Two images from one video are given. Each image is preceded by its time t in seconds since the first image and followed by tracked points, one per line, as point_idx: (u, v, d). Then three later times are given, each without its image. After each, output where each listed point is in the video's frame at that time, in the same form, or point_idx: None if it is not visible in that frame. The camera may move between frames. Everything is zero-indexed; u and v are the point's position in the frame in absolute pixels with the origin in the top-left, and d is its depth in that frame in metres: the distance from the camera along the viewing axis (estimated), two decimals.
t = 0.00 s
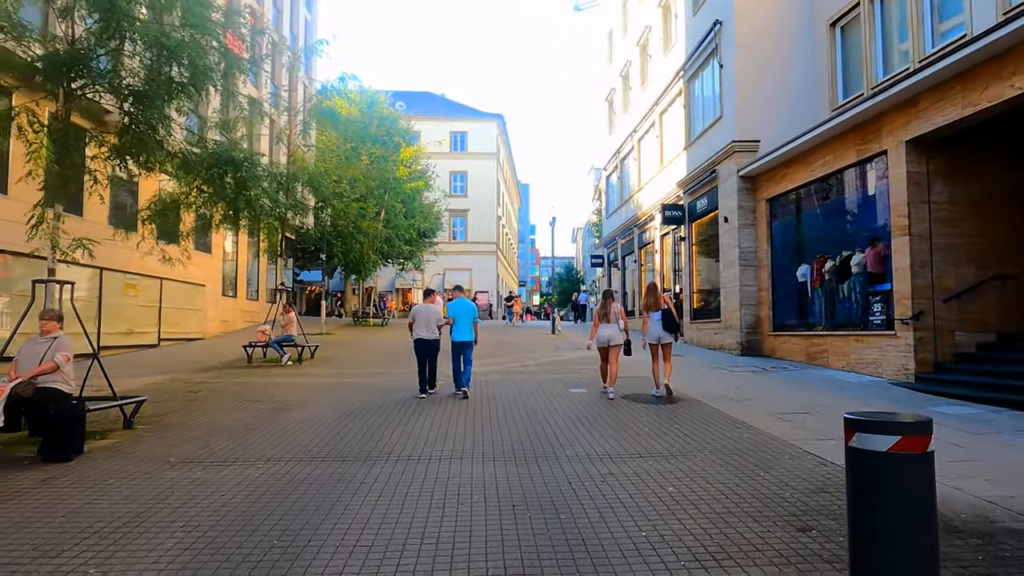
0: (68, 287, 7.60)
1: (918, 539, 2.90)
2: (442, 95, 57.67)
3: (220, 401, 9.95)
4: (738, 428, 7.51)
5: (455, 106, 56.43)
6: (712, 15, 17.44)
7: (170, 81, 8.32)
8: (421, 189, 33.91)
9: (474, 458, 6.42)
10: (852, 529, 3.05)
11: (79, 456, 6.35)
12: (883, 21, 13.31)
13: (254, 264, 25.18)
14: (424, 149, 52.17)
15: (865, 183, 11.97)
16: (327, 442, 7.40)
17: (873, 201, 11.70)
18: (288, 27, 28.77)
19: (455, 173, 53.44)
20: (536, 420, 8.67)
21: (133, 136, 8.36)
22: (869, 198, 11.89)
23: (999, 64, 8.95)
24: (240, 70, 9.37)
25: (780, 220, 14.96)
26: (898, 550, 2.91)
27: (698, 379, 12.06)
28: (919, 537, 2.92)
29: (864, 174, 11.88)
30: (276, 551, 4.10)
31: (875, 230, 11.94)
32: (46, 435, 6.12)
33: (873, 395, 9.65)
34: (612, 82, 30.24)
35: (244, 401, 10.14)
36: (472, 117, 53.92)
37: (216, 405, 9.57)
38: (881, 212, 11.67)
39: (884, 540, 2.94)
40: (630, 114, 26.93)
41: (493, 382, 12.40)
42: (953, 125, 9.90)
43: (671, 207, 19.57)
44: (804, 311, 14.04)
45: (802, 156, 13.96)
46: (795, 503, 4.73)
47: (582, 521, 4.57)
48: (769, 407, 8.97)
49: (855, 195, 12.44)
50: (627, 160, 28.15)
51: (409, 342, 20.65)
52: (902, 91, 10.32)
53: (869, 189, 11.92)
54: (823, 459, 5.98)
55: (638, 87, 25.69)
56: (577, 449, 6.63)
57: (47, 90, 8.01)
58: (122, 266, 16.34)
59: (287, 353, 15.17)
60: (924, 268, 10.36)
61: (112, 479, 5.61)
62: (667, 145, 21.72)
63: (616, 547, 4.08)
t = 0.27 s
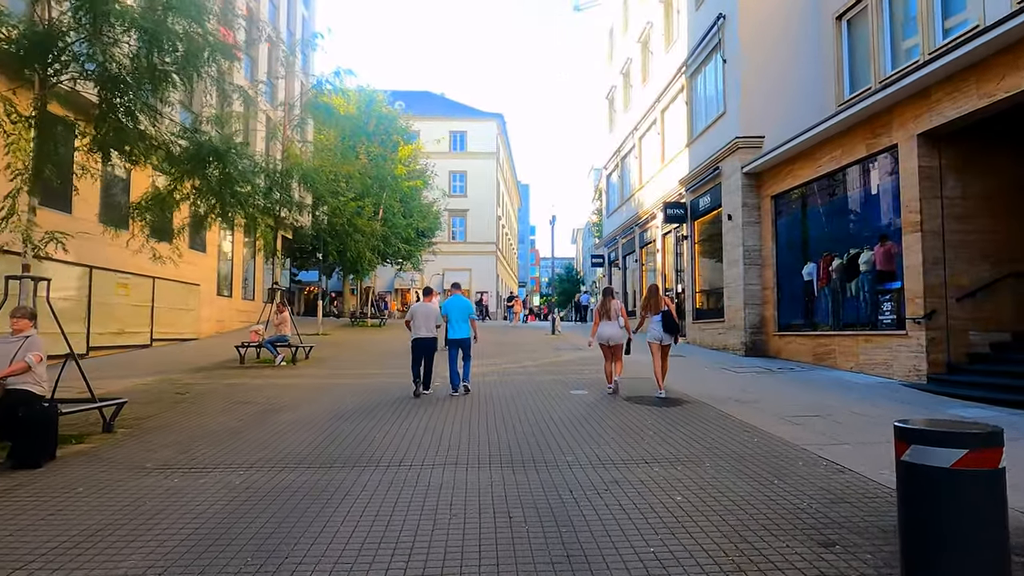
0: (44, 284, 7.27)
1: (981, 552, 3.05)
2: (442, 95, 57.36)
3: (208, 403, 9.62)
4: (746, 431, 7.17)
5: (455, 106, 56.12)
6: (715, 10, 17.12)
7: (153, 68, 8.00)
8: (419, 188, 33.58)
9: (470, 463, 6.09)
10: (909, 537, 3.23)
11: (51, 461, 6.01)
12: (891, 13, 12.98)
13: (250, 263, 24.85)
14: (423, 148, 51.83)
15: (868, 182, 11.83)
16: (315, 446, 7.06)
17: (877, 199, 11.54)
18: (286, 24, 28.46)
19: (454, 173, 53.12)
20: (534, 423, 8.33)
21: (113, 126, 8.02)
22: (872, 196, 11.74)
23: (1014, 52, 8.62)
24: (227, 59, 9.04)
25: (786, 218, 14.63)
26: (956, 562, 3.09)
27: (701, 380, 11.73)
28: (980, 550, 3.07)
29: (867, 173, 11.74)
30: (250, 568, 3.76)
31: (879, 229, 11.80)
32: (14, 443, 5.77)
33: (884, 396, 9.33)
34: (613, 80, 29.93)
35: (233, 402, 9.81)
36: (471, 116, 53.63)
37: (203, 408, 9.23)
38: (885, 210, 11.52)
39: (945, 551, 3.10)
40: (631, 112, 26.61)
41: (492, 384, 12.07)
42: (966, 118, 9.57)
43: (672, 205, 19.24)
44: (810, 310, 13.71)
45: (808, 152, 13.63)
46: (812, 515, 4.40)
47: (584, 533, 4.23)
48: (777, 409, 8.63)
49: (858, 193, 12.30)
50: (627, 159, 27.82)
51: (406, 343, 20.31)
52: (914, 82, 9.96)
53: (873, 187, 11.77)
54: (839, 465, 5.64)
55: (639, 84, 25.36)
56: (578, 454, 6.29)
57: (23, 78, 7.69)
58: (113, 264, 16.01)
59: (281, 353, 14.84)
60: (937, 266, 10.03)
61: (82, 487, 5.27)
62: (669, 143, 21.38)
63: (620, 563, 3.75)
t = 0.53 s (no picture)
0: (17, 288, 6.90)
1: None
2: (442, 95, 57.04)
3: (196, 411, 9.26)
4: (757, 444, 6.79)
5: (455, 106, 55.77)
6: (719, 6, 16.78)
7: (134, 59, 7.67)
8: (418, 189, 33.22)
9: (465, 481, 5.70)
10: None
11: (20, 478, 5.64)
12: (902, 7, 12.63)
13: (246, 265, 24.49)
14: (423, 149, 51.51)
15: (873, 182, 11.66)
16: (303, 459, 6.69)
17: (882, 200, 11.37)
18: (283, 23, 28.13)
19: (455, 173, 52.78)
20: (534, 433, 7.96)
21: (92, 120, 7.64)
22: (877, 197, 11.57)
23: None
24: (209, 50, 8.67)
25: (792, 218, 14.27)
26: None
27: (707, 386, 11.36)
28: None
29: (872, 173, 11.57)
30: None
31: (883, 231, 11.64)
32: None
33: (899, 404, 8.96)
34: (615, 79, 29.56)
35: (222, 410, 9.45)
36: (472, 117, 53.29)
37: (190, 416, 8.86)
38: (891, 212, 11.36)
39: None
40: (633, 111, 26.25)
41: (491, 389, 11.70)
42: (983, 114, 9.20)
43: (676, 205, 18.87)
44: (819, 313, 13.33)
45: (816, 151, 13.24)
46: (836, 547, 4.03)
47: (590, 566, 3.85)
48: (788, 418, 8.26)
49: (862, 195, 12.12)
50: (629, 159, 27.45)
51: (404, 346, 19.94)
52: (929, 76, 9.59)
53: (877, 188, 11.60)
54: (860, 483, 5.26)
55: (641, 83, 24.99)
56: (581, 471, 5.90)
57: None
58: (103, 266, 15.64)
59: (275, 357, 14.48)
60: (952, 268, 9.67)
61: (47, 508, 4.89)
62: (672, 142, 21.01)
63: None
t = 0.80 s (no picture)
0: None
1: None
2: (441, 95, 56.75)
3: (185, 412, 8.94)
4: (772, 446, 6.46)
5: (455, 106, 55.49)
6: None
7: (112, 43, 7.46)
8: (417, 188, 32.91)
9: (464, 487, 5.36)
10: None
11: None
12: None
13: (243, 264, 24.17)
14: (423, 148, 51.21)
15: (876, 181, 11.56)
16: (293, 462, 6.36)
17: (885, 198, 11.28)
18: (281, 20, 27.84)
19: (454, 173, 52.47)
20: (537, 434, 7.63)
21: (72, 108, 7.28)
22: (880, 195, 11.48)
23: None
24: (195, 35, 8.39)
25: (799, 215, 13.96)
26: None
27: (713, 386, 11.04)
28: None
29: (875, 171, 11.47)
30: None
31: (885, 229, 11.57)
32: None
33: (914, 404, 8.65)
34: (615, 77, 29.26)
35: (212, 411, 9.13)
36: (471, 116, 53.02)
37: (178, 417, 8.54)
38: (894, 210, 11.27)
39: None
40: (634, 109, 25.95)
41: (491, 390, 11.38)
42: (1002, 104, 8.89)
43: (679, 203, 18.57)
44: (827, 312, 13.02)
45: (824, 145, 12.91)
46: (869, 559, 3.69)
47: None
48: (799, 420, 7.95)
49: (865, 193, 12.03)
50: (630, 157, 27.14)
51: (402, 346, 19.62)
52: (946, 65, 9.26)
53: (880, 186, 11.51)
54: (886, 488, 4.94)
55: (643, 80, 24.70)
56: (586, 476, 5.57)
57: None
58: (94, 264, 15.31)
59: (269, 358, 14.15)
60: (968, 264, 9.37)
61: (16, 517, 4.56)
62: (674, 139, 20.71)
63: None
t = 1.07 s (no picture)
0: None
1: None
2: (440, 95, 56.43)
3: (171, 420, 8.58)
4: (786, 459, 6.09)
5: (454, 105, 55.16)
6: None
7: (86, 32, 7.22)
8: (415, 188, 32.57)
9: (460, 506, 5.00)
10: None
11: None
12: None
13: (238, 265, 23.80)
14: (421, 148, 50.87)
15: (886, 180, 11.23)
16: (279, 475, 5.97)
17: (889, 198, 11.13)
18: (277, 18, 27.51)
19: (453, 173, 52.13)
20: (537, 443, 7.25)
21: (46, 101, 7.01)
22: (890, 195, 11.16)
23: None
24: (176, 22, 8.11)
25: (805, 215, 13.61)
26: None
27: (719, 391, 10.69)
28: None
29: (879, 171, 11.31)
30: None
31: (889, 229, 11.41)
32: None
33: (931, 412, 8.30)
34: (616, 75, 28.92)
35: (199, 418, 8.77)
36: (471, 116, 52.69)
37: (162, 424, 8.19)
38: (897, 210, 11.11)
39: None
40: (635, 108, 25.61)
41: (489, 395, 11.02)
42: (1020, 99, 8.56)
43: (681, 202, 18.22)
44: (834, 314, 12.67)
45: (833, 143, 12.55)
46: None
47: None
48: (812, 428, 7.60)
49: (867, 193, 11.87)
50: (631, 156, 26.79)
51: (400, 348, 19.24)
52: (962, 59, 8.91)
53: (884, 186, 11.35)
54: (915, 509, 4.59)
55: (643, 79, 24.37)
56: (591, 493, 5.21)
57: None
58: (83, 266, 14.96)
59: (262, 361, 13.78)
60: (985, 266, 9.03)
61: None
62: (676, 138, 20.37)
63: None
